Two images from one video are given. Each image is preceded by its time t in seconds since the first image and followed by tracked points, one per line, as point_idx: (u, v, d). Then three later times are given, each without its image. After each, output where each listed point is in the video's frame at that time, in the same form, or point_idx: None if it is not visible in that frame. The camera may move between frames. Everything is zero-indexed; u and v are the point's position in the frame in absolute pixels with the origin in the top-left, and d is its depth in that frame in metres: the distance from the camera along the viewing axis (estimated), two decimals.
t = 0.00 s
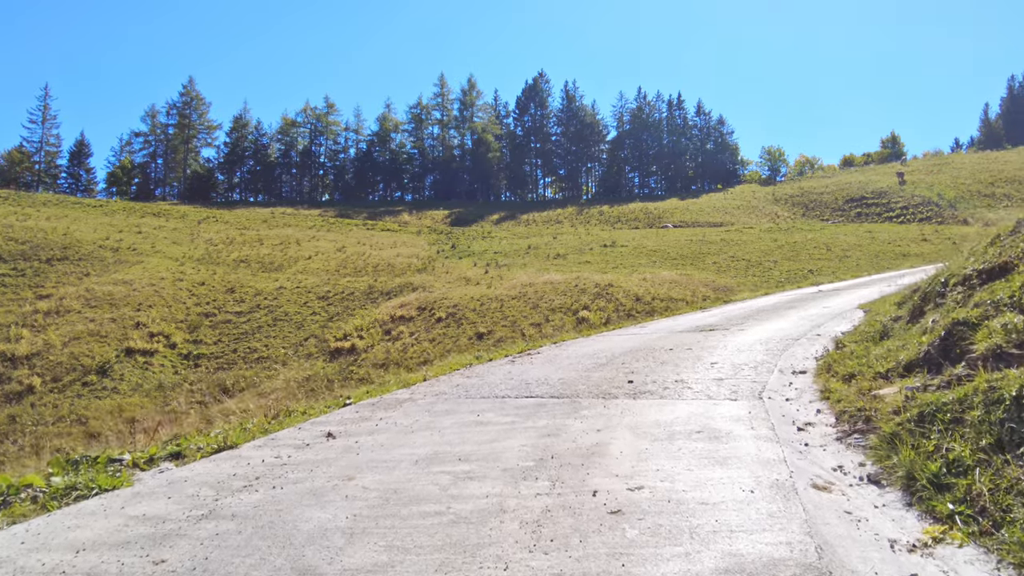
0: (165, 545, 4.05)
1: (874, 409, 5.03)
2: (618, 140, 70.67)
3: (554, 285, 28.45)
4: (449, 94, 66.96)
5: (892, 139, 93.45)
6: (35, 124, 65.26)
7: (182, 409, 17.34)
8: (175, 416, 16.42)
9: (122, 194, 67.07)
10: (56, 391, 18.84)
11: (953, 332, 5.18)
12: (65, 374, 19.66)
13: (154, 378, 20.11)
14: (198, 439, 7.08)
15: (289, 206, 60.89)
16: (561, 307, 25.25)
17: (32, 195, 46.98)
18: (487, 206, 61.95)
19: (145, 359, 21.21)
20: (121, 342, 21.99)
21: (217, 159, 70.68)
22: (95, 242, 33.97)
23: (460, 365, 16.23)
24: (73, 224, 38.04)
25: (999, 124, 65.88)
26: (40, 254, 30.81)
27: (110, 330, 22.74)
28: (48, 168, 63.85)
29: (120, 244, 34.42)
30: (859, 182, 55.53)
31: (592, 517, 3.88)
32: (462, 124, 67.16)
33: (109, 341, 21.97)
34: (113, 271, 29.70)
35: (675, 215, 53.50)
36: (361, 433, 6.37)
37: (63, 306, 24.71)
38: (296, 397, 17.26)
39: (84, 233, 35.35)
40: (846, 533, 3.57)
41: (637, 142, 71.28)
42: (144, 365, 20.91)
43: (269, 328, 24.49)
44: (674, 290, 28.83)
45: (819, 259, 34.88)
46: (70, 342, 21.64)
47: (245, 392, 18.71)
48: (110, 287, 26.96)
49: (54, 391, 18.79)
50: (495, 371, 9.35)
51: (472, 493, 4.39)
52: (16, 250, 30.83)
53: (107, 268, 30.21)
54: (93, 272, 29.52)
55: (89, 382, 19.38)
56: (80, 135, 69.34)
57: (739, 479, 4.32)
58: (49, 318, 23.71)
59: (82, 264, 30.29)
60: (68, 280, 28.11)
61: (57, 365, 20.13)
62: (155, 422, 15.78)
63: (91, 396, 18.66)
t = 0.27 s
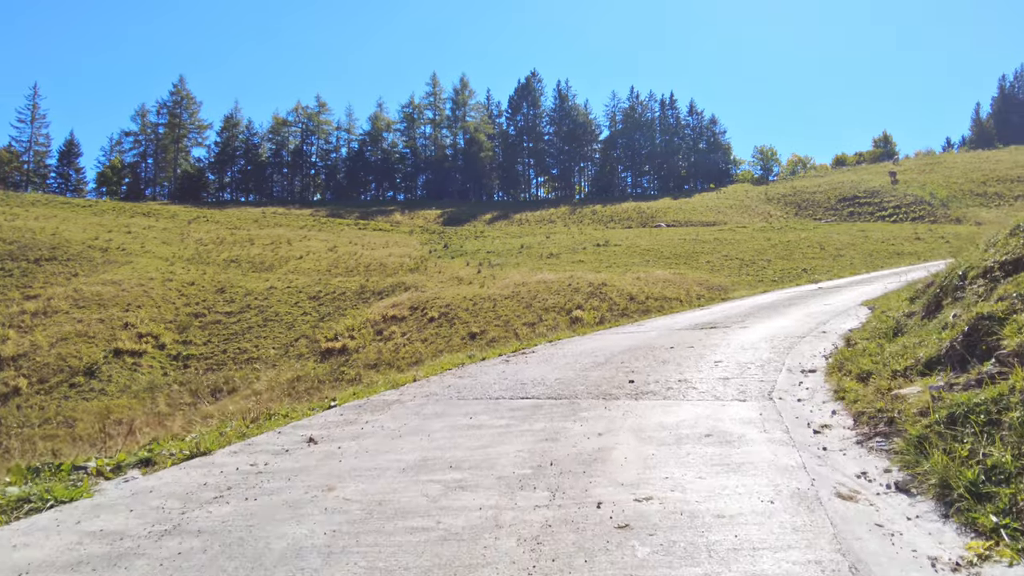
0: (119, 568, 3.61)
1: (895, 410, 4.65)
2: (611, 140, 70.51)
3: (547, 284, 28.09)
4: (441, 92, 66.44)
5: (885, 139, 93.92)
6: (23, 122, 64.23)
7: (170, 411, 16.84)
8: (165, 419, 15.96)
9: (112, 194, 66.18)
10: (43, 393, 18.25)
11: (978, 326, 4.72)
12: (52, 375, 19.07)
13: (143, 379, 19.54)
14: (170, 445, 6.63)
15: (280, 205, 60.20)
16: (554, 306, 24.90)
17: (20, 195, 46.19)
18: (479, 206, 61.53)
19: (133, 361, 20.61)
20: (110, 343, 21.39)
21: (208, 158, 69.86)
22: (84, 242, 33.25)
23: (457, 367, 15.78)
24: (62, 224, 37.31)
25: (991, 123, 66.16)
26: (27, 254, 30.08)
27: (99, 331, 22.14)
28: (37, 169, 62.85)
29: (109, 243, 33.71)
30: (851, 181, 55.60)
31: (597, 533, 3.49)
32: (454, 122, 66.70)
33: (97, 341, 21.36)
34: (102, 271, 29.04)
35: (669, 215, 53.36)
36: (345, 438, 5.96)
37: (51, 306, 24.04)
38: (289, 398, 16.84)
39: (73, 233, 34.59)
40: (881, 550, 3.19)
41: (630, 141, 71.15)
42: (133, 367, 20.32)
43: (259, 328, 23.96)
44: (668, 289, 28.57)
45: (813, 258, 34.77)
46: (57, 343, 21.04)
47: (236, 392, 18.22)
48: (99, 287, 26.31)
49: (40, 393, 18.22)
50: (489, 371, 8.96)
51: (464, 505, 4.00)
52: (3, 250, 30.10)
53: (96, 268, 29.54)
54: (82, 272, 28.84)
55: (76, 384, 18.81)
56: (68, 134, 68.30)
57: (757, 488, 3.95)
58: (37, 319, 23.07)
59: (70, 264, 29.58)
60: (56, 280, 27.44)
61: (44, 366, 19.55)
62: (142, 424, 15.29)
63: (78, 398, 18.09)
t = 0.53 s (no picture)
0: None
1: (913, 455, 4.29)
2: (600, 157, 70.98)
3: (537, 303, 27.77)
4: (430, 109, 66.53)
5: (872, 157, 95.55)
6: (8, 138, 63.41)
7: (153, 434, 16.21)
8: (147, 443, 15.35)
9: (99, 211, 65.40)
10: (22, 413, 17.53)
11: (1000, 366, 4.34)
12: (32, 396, 18.35)
13: (127, 400, 18.84)
14: (137, 489, 6.18)
15: (268, 222, 59.67)
16: (543, 324, 24.56)
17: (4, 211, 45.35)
18: (468, 223, 61.37)
19: (116, 380, 19.90)
20: (92, 362, 20.68)
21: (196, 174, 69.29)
22: (70, 258, 32.51)
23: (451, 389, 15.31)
24: (46, 239, 36.55)
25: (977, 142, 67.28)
26: (10, 270, 29.33)
27: (81, 349, 21.44)
28: (23, 185, 61.91)
29: (95, 260, 32.99)
30: (839, 199, 56.17)
31: None
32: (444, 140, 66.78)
33: (79, 360, 20.67)
34: (86, 288, 28.31)
35: (658, 232, 53.54)
36: (324, 484, 5.57)
37: (32, 325, 23.31)
38: (277, 420, 16.26)
39: (58, 250, 33.84)
40: None
41: (619, 159, 71.65)
42: (115, 387, 19.59)
43: (246, 346, 23.34)
44: (659, 308, 28.38)
45: (802, 276, 34.84)
46: (39, 361, 20.34)
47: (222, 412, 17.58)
48: (83, 304, 25.58)
49: (20, 413, 17.52)
50: (481, 402, 8.57)
51: (451, 571, 3.60)
52: None
53: (80, 285, 28.80)
54: (66, 289, 28.07)
55: (58, 405, 18.12)
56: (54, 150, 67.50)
57: (773, 549, 3.59)
58: (19, 337, 22.36)
59: (53, 281, 28.83)
60: (39, 297, 26.70)
61: (24, 386, 18.82)
62: (121, 450, 14.67)
63: (59, 419, 17.41)
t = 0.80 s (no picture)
0: None
1: (938, 496, 3.95)
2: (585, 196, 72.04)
3: (524, 339, 27.43)
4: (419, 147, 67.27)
5: (856, 197, 98.41)
6: None
7: (128, 473, 15.40)
8: (122, 484, 14.47)
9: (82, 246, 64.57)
10: None
11: None
12: (4, 434, 17.43)
13: (103, 437, 17.97)
14: (95, 534, 5.67)
15: (253, 258, 59.10)
16: (530, 360, 24.14)
17: None
18: (455, 259, 61.31)
19: (94, 418, 19.00)
20: (70, 399, 19.80)
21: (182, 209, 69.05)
22: (50, 293, 31.63)
23: (441, 428, 14.78)
24: (25, 274, 35.66)
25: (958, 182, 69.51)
26: None
27: (59, 386, 20.56)
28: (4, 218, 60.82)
29: (76, 295, 32.14)
30: (823, 238, 57.24)
31: None
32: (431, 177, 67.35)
33: (56, 398, 19.77)
34: (66, 323, 27.43)
35: (643, 269, 53.92)
36: (299, 530, 5.10)
37: (8, 361, 22.35)
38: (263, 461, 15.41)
39: (38, 284, 32.95)
40: None
41: (605, 197, 72.74)
42: (93, 424, 18.72)
43: (227, 383, 22.53)
44: (646, 344, 28.20)
45: (788, 314, 35.06)
46: (13, 399, 19.38)
47: (204, 450, 16.76)
48: (62, 340, 24.65)
49: None
50: (470, 441, 8.13)
51: None
52: None
53: (60, 320, 27.95)
54: (45, 324, 27.22)
55: (32, 442, 17.22)
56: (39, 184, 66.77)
57: None
58: None
59: (32, 316, 27.97)
60: (16, 332, 25.82)
61: None
62: (90, 492, 13.86)
63: (32, 458, 16.50)
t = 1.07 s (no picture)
0: None
1: (958, 552, 3.61)
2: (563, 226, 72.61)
3: (502, 369, 26.89)
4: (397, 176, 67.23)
5: (831, 230, 101.37)
6: None
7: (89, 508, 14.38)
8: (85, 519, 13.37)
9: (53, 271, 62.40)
10: None
11: None
12: None
13: (67, 468, 17.06)
14: None
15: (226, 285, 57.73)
16: (507, 391, 23.54)
17: None
18: (432, 287, 60.78)
19: (58, 449, 18.10)
20: (32, 429, 18.80)
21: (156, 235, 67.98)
22: (16, 319, 30.17)
23: (424, 462, 14.12)
24: None
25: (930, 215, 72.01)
26: None
27: (22, 415, 19.57)
28: None
29: (44, 321, 30.73)
30: (798, 269, 58.38)
31: None
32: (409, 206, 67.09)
33: (17, 428, 18.78)
34: (31, 350, 26.00)
35: (621, 299, 54.15)
36: None
37: None
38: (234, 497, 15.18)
39: (4, 309, 31.52)
40: None
41: (582, 228, 73.33)
42: (57, 455, 17.82)
43: (197, 414, 21.42)
44: (624, 375, 27.92)
45: (765, 344, 35.29)
46: None
47: (173, 482, 16.17)
48: (26, 368, 23.28)
49: None
50: (449, 485, 7.63)
51: None
52: None
53: (25, 347, 26.55)
54: (10, 351, 25.83)
55: None
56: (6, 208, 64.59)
57: None
58: None
59: None
60: None
61: None
62: (52, 525, 12.77)
63: None
